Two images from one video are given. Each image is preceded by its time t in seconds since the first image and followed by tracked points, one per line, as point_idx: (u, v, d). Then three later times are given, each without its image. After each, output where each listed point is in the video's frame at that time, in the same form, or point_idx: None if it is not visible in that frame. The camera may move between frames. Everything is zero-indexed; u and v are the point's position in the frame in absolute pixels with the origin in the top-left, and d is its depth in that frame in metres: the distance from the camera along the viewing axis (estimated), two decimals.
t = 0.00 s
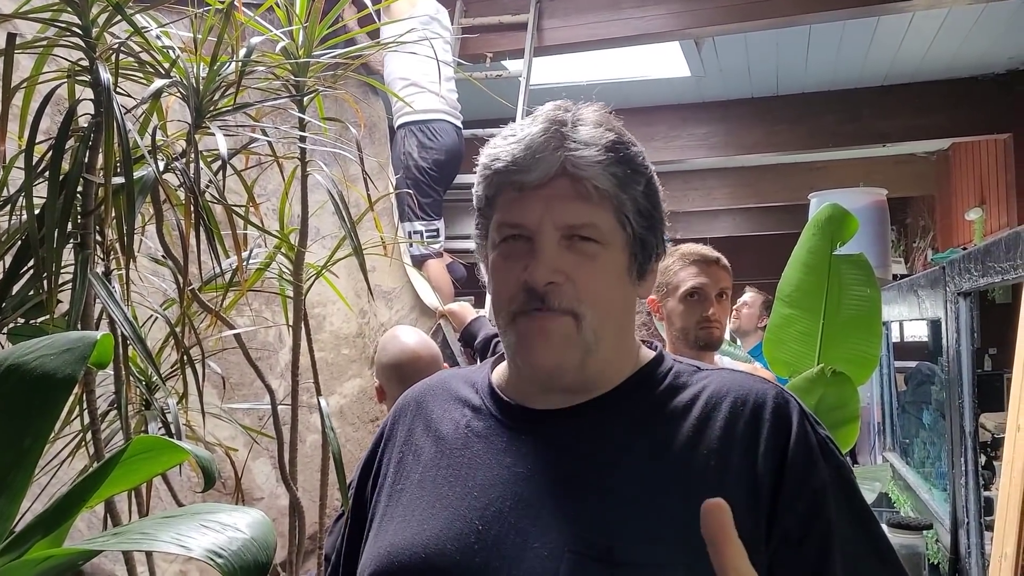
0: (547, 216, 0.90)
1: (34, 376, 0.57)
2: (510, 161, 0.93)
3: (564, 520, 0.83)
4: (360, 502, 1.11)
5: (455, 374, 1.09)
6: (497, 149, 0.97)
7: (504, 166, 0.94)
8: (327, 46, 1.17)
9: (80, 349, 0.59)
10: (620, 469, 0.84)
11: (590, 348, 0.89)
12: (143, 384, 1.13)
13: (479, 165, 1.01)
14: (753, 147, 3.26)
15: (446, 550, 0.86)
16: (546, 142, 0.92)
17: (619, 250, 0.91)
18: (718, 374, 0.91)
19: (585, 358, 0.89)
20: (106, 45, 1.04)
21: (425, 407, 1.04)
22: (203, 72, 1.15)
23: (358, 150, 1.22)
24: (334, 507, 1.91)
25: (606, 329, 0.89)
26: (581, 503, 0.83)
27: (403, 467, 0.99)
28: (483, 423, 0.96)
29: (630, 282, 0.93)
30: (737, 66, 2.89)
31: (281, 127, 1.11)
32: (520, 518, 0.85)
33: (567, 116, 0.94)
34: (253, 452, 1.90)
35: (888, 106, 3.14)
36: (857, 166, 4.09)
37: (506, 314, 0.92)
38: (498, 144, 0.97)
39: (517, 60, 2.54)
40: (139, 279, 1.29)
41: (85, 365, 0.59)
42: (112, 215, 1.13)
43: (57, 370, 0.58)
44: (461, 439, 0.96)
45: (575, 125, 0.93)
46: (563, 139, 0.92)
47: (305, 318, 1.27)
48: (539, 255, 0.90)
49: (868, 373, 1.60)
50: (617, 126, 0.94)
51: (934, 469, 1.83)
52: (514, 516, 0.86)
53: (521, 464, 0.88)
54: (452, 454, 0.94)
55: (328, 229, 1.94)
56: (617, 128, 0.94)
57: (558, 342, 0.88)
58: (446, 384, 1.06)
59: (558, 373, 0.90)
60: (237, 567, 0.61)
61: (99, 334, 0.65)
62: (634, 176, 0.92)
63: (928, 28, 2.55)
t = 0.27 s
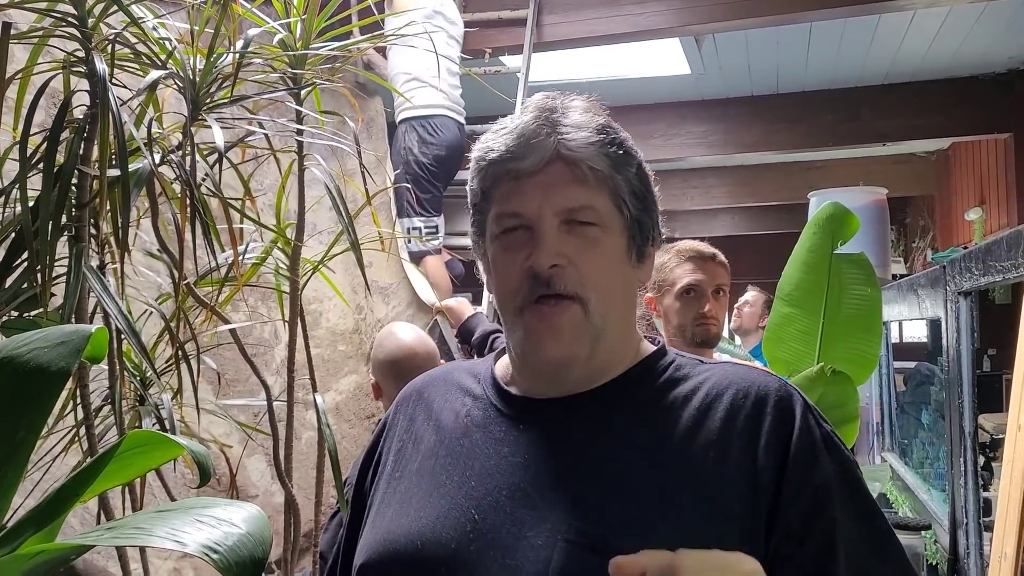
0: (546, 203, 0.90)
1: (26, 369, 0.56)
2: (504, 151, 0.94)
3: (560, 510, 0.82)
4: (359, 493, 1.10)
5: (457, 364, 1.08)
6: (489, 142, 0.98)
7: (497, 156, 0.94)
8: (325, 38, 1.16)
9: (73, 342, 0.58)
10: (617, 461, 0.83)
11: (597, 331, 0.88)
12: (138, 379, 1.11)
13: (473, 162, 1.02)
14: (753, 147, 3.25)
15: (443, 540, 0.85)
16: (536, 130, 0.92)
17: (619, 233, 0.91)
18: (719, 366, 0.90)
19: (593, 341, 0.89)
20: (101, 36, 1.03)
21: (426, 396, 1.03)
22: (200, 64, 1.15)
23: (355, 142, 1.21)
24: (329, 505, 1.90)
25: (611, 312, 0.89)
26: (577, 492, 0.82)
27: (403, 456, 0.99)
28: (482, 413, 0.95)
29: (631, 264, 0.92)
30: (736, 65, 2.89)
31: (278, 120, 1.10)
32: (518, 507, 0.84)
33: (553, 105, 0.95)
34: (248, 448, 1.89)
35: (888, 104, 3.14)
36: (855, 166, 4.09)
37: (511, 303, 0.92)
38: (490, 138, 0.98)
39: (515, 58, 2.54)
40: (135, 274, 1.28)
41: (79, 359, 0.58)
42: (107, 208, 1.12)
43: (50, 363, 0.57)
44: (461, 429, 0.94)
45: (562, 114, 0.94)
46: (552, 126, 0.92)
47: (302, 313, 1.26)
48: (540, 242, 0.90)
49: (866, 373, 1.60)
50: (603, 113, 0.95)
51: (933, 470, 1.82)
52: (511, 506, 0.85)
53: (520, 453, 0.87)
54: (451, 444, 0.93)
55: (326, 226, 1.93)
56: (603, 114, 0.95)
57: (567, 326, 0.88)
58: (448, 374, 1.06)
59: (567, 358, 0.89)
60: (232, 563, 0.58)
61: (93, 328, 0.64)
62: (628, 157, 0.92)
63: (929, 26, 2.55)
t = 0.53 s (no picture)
0: (532, 186, 0.91)
1: (16, 365, 0.55)
2: (491, 139, 0.96)
3: (549, 501, 0.81)
4: (352, 499, 1.10)
5: (449, 368, 1.08)
6: (479, 133, 0.99)
7: (485, 144, 0.96)
8: (321, 35, 1.16)
9: (63, 336, 0.57)
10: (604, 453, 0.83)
11: (581, 311, 0.87)
12: (130, 376, 1.10)
13: (462, 155, 1.03)
14: (747, 149, 3.26)
15: (430, 533, 0.84)
16: (524, 118, 0.94)
17: (604, 219, 0.91)
18: (706, 360, 0.91)
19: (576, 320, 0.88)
20: (94, 31, 1.03)
21: (417, 398, 1.03)
22: (193, 60, 1.14)
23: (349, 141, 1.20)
24: (322, 504, 1.90)
25: (596, 293, 0.88)
26: (566, 481, 0.82)
27: (393, 456, 0.98)
28: (472, 412, 0.95)
29: (616, 252, 0.92)
30: (731, 66, 2.89)
31: (272, 117, 1.09)
32: (507, 501, 0.83)
33: (541, 99, 0.98)
34: (240, 447, 1.89)
35: (882, 107, 3.15)
36: (849, 168, 4.10)
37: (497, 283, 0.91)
38: (480, 129, 1.00)
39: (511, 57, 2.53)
40: (127, 270, 1.27)
41: (68, 353, 0.58)
42: (99, 204, 1.11)
43: (39, 357, 0.56)
44: (452, 427, 0.94)
45: (549, 106, 0.96)
46: (539, 115, 0.94)
47: (295, 311, 1.25)
48: (525, 224, 0.91)
49: (859, 374, 1.60)
50: (589, 107, 0.97)
51: (924, 472, 1.83)
52: (498, 501, 0.84)
53: (509, 449, 0.87)
54: (441, 441, 0.93)
55: (320, 224, 1.93)
56: (589, 109, 0.97)
57: (553, 302, 0.87)
58: (439, 378, 1.06)
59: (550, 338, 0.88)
60: (221, 561, 0.57)
61: (83, 322, 0.63)
62: (613, 149, 0.94)
63: (922, 30, 2.56)
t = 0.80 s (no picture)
0: (536, 180, 0.91)
1: (4, 367, 0.55)
2: (502, 128, 0.95)
3: (528, 503, 0.81)
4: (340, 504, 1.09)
5: (429, 376, 1.08)
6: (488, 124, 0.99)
7: (494, 132, 0.96)
8: (314, 36, 1.15)
9: (53, 339, 0.57)
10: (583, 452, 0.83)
11: (570, 307, 0.87)
12: (120, 377, 1.10)
13: (468, 144, 1.03)
14: (741, 150, 3.27)
15: (412, 539, 0.84)
16: (536, 113, 0.95)
17: (600, 222, 0.92)
18: (684, 360, 0.91)
19: (564, 316, 0.87)
20: (86, 30, 1.02)
21: (398, 406, 1.03)
22: (185, 60, 1.13)
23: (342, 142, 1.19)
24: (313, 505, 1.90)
25: (586, 292, 0.89)
26: (548, 484, 0.81)
27: (376, 464, 0.97)
28: (453, 417, 0.94)
29: (609, 257, 0.93)
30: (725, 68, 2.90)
31: (264, 117, 1.09)
32: (487, 503, 0.83)
33: (555, 99, 0.98)
34: (232, 448, 1.88)
35: (875, 109, 3.16)
36: (842, 170, 4.12)
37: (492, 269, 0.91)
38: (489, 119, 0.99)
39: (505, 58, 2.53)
40: (118, 271, 1.26)
41: (58, 355, 0.57)
42: (90, 204, 1.11)
43: (29, 360, 0.56)
44: (432, 432, 0.94)
45: (561, 106, 0.97)
46: (551, 113, 0.95)
47: (287, 312, 1.24)
48: (524, 215, 0.90)
49: (850, 377, 1.61)
50: (598, 114, 0.98)
51: (916, 473, 1.84)
52: (478, 503, 0.83)
53: (487, 452, 0.87)
54: (422, 446, 0.93)
55: (312, 224, 1.92)
56: (598, 115, 0.98)
57: (541, 295, 0.87)
58: (420, 385, 1.05)
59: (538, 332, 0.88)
60: (212, 564, 0.56)
61: (74, 324, 0.63)
62: (616, 157, 0.95)
63: (916, 32, 2.57)
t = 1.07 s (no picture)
0: (530, 180, 0.92)
1: None
2: (499, 127, 0.95)
3: (514, 501, 0.81)
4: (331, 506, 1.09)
5: (416, 379, 1.08)
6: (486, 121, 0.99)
7: (491, 131, 0.96)
8: (307, 36, 1.15)
9: (45, 338, 0.57)
10: (570, 451, 0.83)
11: (558, 309, 0.88)
12: (113, 377, 1.10)
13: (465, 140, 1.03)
14: (735, 151, 3.27)
15: (399, 539, 0.84)
16: (534, 114, 0.95)
17: (591, 225, 0.93)
18: (671, 358, 0.90)
19: (552, 318, 0.88)
20: (78, 30, 1.02)
21: (386, 409, 1.03)
22: (179, 59, 1.13)
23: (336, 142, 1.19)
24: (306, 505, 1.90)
25: (574, 294, 0.90)
26: (535, 482, 0.81)
27: (366, 466, 0.97)
28: (441, 418, 0.94)
29: (598, 260, 0.94)
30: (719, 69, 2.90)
31: (258, 117, 1.09)
32: (474, 502, 0.83)
33: (554, 100, 0.98)
34: (225, 448, 1.88)
35: (869, 110, 3.17)
36: (836, 171, 4.13)
37: (482, 266, 0.92)
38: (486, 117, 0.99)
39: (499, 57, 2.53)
40: (110, 271, 1.26)
41: (50, 355, 0.57)
42: (82, 204, 1.10)
43: (20, 359, 0.56)
44: (420, 433, 0.94)
45: (559, 107, 0.97)
46: (549, 115, 0.95)
47: (281, 312, 1.24)
48: (517, 215, 0.91)
49: (843, 377, 1.62)
50: (596, 118, 0.98)
51: (908, 473, 1.85)
52: (465, 502, 0.83)
53: (475, 452, 0.87)
54: (410, 447, 0.93)
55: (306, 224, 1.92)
56: (596, 118, 0.98)
57: (530, 298, 0.87)
58: (407, 389, 1.05)
59: (525, 332, 0.89)
60: (204, 564, 0.56)
61: (66, 323, 0.63)
62: (610, 161, 0.96)
63: (909, 34, 2.58)
